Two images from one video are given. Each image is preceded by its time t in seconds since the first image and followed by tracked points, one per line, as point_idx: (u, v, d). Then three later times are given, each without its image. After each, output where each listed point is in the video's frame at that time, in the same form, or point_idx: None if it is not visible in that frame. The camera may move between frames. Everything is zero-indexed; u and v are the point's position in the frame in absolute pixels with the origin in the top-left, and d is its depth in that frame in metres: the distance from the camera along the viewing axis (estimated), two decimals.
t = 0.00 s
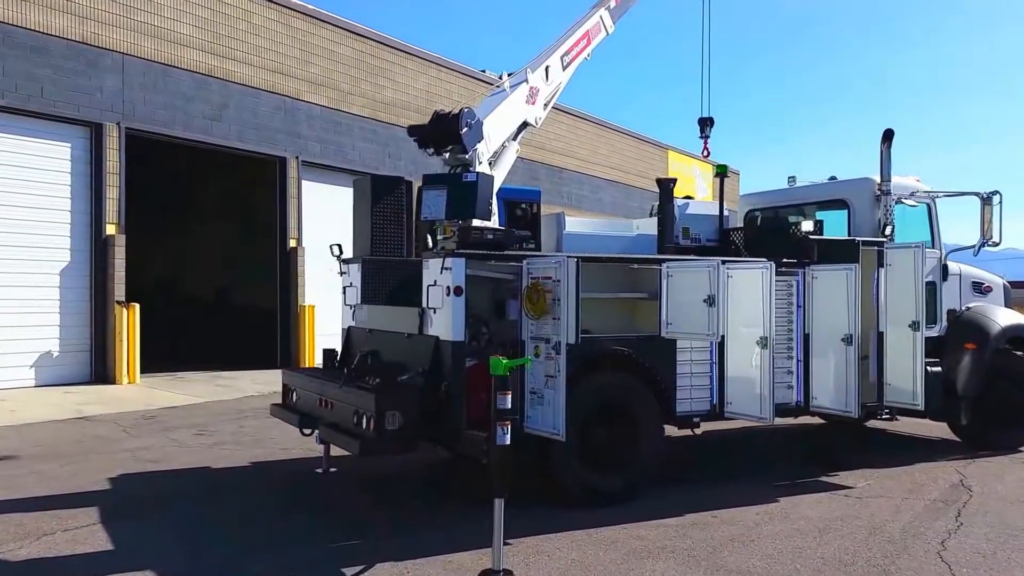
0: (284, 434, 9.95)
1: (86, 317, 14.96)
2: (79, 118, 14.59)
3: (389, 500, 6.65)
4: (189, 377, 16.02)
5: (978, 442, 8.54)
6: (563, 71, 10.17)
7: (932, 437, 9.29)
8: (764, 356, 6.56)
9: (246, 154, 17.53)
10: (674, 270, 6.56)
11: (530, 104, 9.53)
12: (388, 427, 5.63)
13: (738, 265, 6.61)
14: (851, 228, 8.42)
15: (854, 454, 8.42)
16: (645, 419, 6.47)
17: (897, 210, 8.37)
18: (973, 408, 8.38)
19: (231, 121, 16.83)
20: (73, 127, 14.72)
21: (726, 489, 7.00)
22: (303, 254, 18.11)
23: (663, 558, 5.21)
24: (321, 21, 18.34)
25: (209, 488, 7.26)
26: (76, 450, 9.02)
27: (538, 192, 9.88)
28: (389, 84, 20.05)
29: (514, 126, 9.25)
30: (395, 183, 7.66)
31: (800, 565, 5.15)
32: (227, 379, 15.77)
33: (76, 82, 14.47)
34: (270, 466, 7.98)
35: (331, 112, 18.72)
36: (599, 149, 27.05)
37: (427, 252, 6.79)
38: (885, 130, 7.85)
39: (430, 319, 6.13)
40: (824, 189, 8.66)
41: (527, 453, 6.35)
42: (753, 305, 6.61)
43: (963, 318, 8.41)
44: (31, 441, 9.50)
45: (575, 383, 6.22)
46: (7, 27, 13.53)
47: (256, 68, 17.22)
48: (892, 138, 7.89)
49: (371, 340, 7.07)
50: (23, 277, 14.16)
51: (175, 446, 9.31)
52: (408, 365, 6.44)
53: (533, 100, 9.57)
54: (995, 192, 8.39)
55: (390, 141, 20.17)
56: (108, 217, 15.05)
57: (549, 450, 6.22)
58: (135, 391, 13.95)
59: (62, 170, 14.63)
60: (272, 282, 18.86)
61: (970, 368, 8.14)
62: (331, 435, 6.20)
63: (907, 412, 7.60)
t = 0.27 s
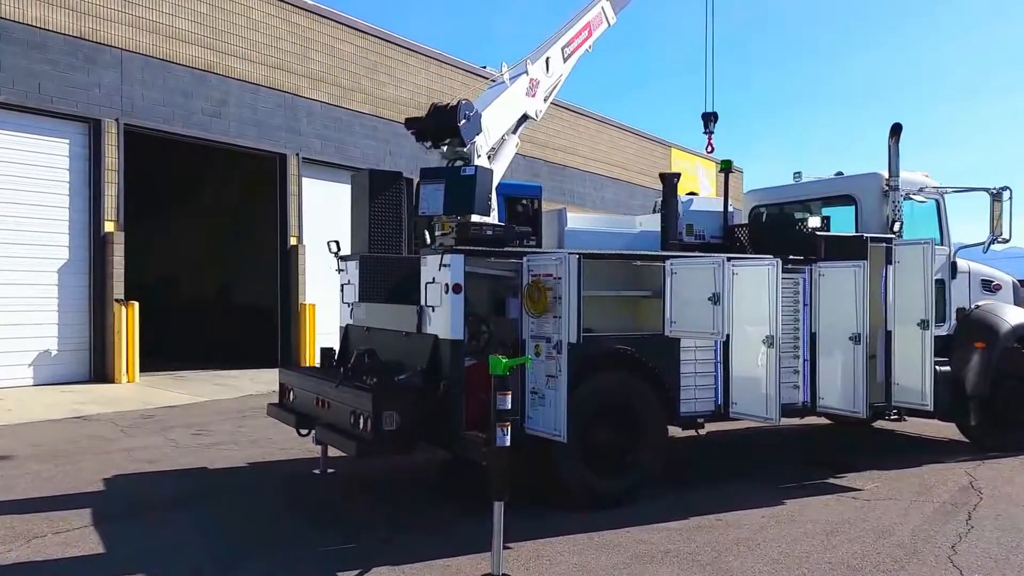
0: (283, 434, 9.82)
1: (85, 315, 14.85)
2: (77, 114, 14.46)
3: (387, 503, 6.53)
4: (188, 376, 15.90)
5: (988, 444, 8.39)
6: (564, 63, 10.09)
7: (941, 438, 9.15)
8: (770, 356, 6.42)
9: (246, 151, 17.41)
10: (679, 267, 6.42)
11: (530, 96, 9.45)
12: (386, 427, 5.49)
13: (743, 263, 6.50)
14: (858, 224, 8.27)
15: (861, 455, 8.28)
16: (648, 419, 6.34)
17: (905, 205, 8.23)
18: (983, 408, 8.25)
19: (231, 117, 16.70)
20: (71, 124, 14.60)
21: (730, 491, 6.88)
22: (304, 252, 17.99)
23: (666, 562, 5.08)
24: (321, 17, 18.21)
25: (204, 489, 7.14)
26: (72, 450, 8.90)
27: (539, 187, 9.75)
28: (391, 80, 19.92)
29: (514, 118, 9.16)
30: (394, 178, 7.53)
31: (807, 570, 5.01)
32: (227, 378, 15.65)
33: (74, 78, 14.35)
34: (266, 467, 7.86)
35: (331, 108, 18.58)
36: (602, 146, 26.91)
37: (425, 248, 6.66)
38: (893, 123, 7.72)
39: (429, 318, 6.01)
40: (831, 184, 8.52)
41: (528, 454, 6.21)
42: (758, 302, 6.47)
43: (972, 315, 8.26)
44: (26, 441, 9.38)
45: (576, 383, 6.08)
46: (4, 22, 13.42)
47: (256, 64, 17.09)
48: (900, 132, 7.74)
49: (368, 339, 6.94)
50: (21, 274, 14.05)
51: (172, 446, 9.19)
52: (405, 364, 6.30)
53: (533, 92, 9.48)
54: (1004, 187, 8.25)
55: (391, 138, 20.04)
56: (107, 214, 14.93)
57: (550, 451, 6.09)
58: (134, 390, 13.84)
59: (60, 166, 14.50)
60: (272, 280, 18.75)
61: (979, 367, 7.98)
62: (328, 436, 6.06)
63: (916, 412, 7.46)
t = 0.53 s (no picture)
0: (281, 433, 9.71)
1: (84, 313, 14.75)
2: (75, 110, 14.35)
3: (386, 504, 6.41)
4: (188, 374, 15.80)
5: (998, 445, 8.24)
6: (565, 56, 9.98)
7: (950, 437, 9.02)
8: (776, 355, 6.28)
9: (246, 147, 17.28)
10: (682, 264, 6.28)
11: (530, 88, 9.34)
12: (383, 428, 5.36)
13: (748, 260, 6.36)
14: (865, 220, 8.11)
15: (869, 455, 8.16)
16: (652, 420, 6.21)
17: (913, 202, 8.08)
18: (992, 407, 8.11)
19: (230, 114, 16.57)
20: (70, 120, 14.48)
21: (735, 492, 6.76)
22: (305, 249, 17.87)
23: (670, 567, 4.95)
24: (321, 13, 18.06)
25: (199, 489, 7.03)
26: (67, 449, 8.80)
27: (541, 183, 9.64)
28: (392, 76, 19.77)
29: (513, 111, 9.06)
30: (394, 175, 7.43)
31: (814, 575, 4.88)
32: (227, 376, 15.54)
33: (72, 74, 14.23)
34: (263, 467, 7.75)
35: (332, 104, 18.45)
36: (605, 143, 26.75)
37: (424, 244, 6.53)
38: (901, 117, 7.57)
39: (428, 316, 5.88)
40: (836, 180, 8.37)
41: (529, 455, 6.09)
42: (764, 299, 6.33)
43: (981, 313, 8.12)
44: (21, 439, 9.27)
45: (578, 382, 5.96)
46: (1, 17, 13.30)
47: (256, 60, 16.97)
48: (907, 126, 7.60)
49: (366, 338, 6.82)
50: (20, 271, 13.94)
51: (169, 445, 9.08)
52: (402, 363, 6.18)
53: (533, 85, 9.37)
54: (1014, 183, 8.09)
55: (392, 134, 19.90)
56: (106, 211, 14.82)
57: (551, 452, 5.96)
58: (133, 388, 13.74)
59: (58, 163, 14.39)
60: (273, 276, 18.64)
61: (988, 366, 7.85)
62: (324, 437, 5.93)
63: (925, 412, 7.32)
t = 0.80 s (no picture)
0: (279, 431, 9.59)
1: (82, 309, 14.63)
2: (72, 105, 14.22)
3: (383, 506, 6.29)
4: (187, 371, 15.68)
5: (1006, 444, 8.10)
6: (565, 48, 9.86)
7: (958, 436, 8.88)
8: (782, 353, 6.14)
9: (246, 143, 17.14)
10: (686, 261, 6.14)
11: (529, 81, 9.22)
12: (378, 429, 5.22)
13: (754, 256, 6.20)
14: (873, 216, 7.96)
15: (876, 455, 8.03)
16: (655, 420, 6.08)
17: (922, 197, 7.93)
18: (1002, 406, 7.98)
19: (229, 109, 16.43)
20: (67, 115, 14.35)
21: (739, 493, 6.62)
22: (304, 245, 17.74)
23: (674, 571, 4.82)
24: (321, 7, 17.91)
25: (194, 490, 6.91)
26: (62, 447, 8.68)
27: (539, 177, 9.58)
28: (392, 72, 19.62)
29: (513, 105, 8.94)
30: (390, 169, 7.26)
31: None
32: (226, 373, 15.42)
33: (69, 69, 14.10)
34: (260, 467, 7.63)
35: (332, 99, 18.30)
36: (608, 138, 26.58)
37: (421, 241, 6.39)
38: (909, 111, 7.42)
39: (425, 314, 5.75)
40: (842, 175, 8.23)
41: (529, 455, 5.96)
42: (769, 296, 6.19)
43: (990, 310, 7.98)
44: (16, 438, 9.15)
45: (579, 381, 5.82)
46: None
47: (255, 55, 16.82)
48: (916, 120, 7.44)
49: (363, 336, 6.69)
50: (17, 268, 13.83)
51: (165, 443, 8.97)
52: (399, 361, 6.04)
53: (532, 77, 9.25)
54: None
55: (393, 130, 19.75)
56: (104, 207, 14.69)
57: (552, 453, 5.83)
58: (131, 385, 13.62)
59: (56, 159, 14.26)
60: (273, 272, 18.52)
61: (998, 365, 7.72)
62: (320, 437, 5.80)
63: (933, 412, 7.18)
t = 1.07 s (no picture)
0: (277, 430, 9.48)
1: (80, 306, 14.52)
2: (69, 100, 14.08)
3: (380, 508, 6.17)
4: (186, 368, 15.56)
5: (1015, 443, 7.97)
6: (566, 41, 9.74)
7: (966, 435, 8.75)
8: (789, 352, 6.00)
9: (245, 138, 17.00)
10: (690, 257, 6.00)
11: (529, 74, 9.10)
12: (375, 429, 5.09)
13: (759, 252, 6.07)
14: (880, 212, 7.82)
15: (883, 454, 7.90)
16: (657, 419, 5.94)
17: (931, 192, 7.77)
18: (1011, 405, 7.84)
19: (228, 104, 16.28)
20: (64, 110, 14.21)
21: (743, 494, 6.50)
22: (304, 242, 17.62)
23: None
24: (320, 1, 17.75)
25: (189, 490, 6.80)
26: (57, 446, 8.57)
27: (542, 173, 9.34)
28: (393, 66, 19.47)
29: (513, 98, 8.82)
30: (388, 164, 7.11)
31: None
32: (225, 371, 15.30)
33: (66, 64, 13.97)
34: (256, 467, 7.51)
35: (332, 94, 18.15)
36: (610, 134, 26.42)
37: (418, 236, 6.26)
38: (917, 104, 7.27)
39: (423, 311, 5.62)
40: (847, 170, 8.10)
41: (529, 456, 5.83)
42: (775, 293, 6.05)
43: (1000, 307, 7.83)
44: (10, 437, 9.04)
45: (580, 380, 5.69)
46: None
47: (254, 50, 16.67)
48: (924, 113, 7.30)
49: (361, 334, 6.56)
50: (14, 264, 13.71)
51: (161, 442, 8.85)
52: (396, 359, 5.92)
53: (533, 70, 9.13)
54: None
55: (393, 125, 19.60)
56: (101, 203, 14.56)
57: (553, 454, 5.70)
58: (129, 383, 13.51)
59: (53, 154, 14.13)
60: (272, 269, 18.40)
61: (1007, 362, 7.58)
62: (315, 437, 5.68)
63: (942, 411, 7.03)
